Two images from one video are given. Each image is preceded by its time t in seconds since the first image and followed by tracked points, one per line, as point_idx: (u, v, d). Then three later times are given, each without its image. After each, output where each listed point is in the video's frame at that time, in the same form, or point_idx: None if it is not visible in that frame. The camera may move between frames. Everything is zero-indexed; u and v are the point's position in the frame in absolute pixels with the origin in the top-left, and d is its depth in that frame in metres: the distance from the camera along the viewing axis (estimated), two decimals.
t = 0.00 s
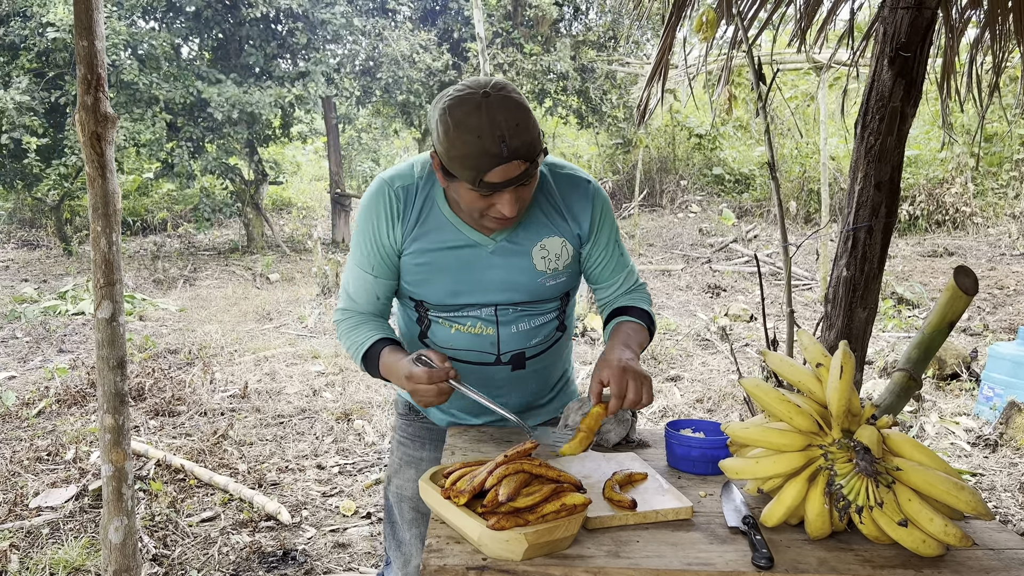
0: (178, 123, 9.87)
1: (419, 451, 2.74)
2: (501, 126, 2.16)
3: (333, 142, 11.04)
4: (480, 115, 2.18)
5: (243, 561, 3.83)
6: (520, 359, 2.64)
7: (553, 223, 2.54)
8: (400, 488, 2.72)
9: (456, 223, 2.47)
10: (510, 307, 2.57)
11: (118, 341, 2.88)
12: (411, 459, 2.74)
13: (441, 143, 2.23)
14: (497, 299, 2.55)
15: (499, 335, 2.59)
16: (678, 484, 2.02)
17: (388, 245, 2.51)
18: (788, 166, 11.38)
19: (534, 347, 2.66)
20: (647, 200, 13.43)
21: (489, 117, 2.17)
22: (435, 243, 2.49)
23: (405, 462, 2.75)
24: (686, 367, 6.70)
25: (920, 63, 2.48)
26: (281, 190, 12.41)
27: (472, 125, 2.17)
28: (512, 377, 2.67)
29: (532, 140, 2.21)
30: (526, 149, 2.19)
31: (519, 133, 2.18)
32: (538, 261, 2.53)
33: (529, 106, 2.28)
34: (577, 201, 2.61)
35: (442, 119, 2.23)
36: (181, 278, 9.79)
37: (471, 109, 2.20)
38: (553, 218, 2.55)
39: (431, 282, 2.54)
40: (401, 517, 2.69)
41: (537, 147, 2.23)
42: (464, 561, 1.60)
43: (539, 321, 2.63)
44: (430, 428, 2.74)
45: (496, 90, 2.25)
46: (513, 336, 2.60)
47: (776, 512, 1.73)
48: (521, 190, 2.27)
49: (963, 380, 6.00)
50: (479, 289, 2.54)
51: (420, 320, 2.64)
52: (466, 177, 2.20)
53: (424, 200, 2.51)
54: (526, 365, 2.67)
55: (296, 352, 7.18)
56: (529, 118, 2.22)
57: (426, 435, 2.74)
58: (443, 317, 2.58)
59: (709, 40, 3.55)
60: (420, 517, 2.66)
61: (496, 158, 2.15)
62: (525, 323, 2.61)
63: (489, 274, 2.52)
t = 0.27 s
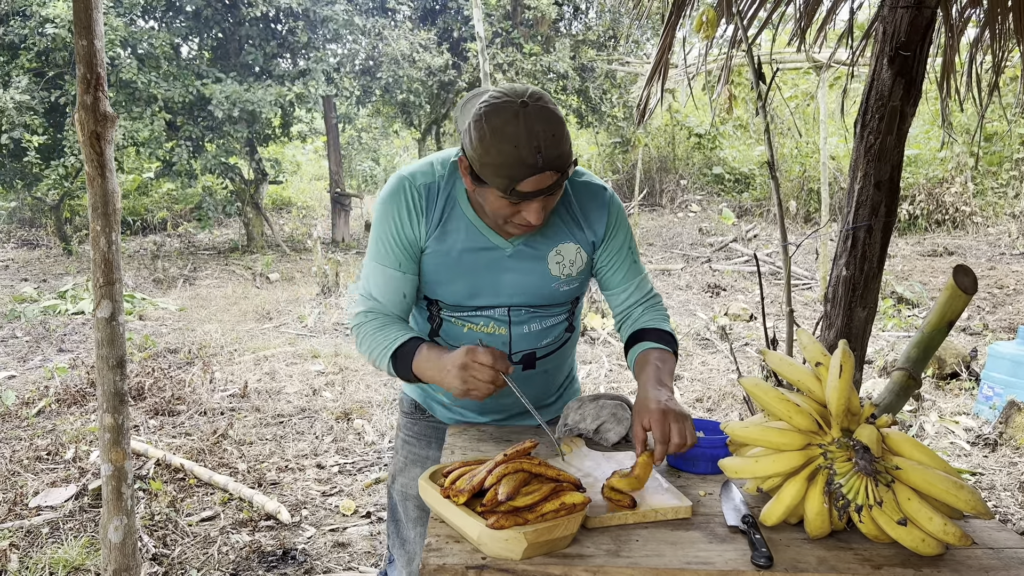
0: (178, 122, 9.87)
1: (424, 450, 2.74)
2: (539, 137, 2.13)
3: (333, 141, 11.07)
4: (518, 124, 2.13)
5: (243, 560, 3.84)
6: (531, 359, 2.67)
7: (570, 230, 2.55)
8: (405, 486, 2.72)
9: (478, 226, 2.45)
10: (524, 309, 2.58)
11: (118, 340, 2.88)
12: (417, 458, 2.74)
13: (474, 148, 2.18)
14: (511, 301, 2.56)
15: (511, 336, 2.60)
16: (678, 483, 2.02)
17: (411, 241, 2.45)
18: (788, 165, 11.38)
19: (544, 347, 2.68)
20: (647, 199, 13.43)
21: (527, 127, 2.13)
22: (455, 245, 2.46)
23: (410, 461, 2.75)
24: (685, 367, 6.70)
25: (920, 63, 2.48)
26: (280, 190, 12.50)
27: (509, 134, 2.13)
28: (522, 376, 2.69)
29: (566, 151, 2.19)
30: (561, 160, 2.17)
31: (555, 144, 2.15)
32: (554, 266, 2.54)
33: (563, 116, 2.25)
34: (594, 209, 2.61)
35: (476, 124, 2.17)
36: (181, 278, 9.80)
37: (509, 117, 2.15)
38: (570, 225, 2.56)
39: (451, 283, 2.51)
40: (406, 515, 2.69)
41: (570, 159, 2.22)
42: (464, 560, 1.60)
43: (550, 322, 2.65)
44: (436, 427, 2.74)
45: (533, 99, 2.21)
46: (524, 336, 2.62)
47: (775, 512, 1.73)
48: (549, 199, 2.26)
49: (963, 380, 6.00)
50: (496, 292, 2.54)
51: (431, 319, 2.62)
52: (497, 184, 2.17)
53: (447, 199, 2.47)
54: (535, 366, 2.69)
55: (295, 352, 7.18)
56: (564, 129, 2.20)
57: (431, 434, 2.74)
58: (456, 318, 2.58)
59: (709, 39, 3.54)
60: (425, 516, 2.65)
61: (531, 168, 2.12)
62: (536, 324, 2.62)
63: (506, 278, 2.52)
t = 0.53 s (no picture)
0: (178, 122, 9.86)
1: (427, 448, 2.72)
2: (552, 137, 2.12)
3: (333, 139, 11.09)
4: (534, 123, 2.12)
5: (242, 559, 3.84)
6: (534, 358, 2.65)
7: (577, 232, 2.56)
8: (406, 484, 2.71)
9: (487, 222, 2.46)
10: (529, 307, 2.57)
11: (117, 339, 2.88)
12: (419, 456, 2.72)
13: (488, 142, 2.18)
14: (517, 299, 2.55)
15: (515, 334, 2.59)
16: (678, 482, 2.02)
17: (414, 233, 2.45)
18: (788, 165, 11.38)
19: (548, 347, 2.67)
20: (647, 198, 13.43)
21: (542, 127, 2.12)
22: (462, 240, 2.46)
23: (412, 459, 2.74)
24: (685, 366, 6.70)
25: (919, 61, 2.48)
26: (281, 189, 12.37)
27: (523, 132, 2.12)
28: (525, 376, 2.67)
29: (578, 155, 2.18)
30: (571, 164, 2.17)
31: (568, 147, 2.15)
32: (560, 266, 2.55)
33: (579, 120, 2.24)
34: (602, 212, 2.62)
35: (493, 119, 2.16)
36: (181, 277, 9.79)
37: (525, 115, 2.14)
38: (577, 227, 2.57)
39: (455, 278, 2.51)
40: (408, 514, 2.67)
41: (581, 163, 2.21)
42: (462, 559, 1.60)
43: (555, 322, 2.64)
44: (438, 425, 2.72)
45: (551, 99, 2.20)
46: (529, 335, 2.61)
47: (774, 511, 1.73)
48: (555, 201, 2.25)
49: (963, 379, 6.00)
50: (501, 290, 2.53)
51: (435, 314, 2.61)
52: (506, 180, 2.17)
53: (456, 194, 2.47)
54: (539, 365, 2.68)
55: (295, 351, 7.18)
56: (579, 133, 2.19)
57: (433, 432, 2.72)
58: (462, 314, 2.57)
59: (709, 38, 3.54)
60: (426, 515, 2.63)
61: (541, 168, 2.12)
62: (541, 323, 2.61)
63: (511, 277, 2.52)
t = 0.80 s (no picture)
0: (178, 120, 9.86)
1: (424, 447, 2.75)
2: (527, 124, 2.12)
3: (333, 138, 11.10)
4: (510, 110, 2.14)
5: (242, 558, 3.84)
6: (527, 352, 2.63)
7: (571, 224, 2.55)
8: (404, 483, 2.73)
9: (479, 210, 2.49)
10: (521, 299, 2.58)
11: (117, 338, 2.88)
12: (416, 455, 2.75)
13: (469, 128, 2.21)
14: (510, 291, 2.56)
15: (508, 327, 2.60)
16: (677, 482, 2.02)
17: (400, 215, 2.52)
18: (787, 163, 11.38)
19: (542, 340, 2.65)
20: (647, 197, 13.42)
21: (518, 113, 2.13)
22: (451, 225, 2.50)
23: (409, 458, 2.76)
24: (685, 365, 6.70)
25: (919, 60, 2.48)
26: (280, 188, 12.59)
27: (500, 117, 2.14)
28: (519, 371, 2.65)
29: (557, 144, 2.17)
30: (548, 153, 2.15)
31: (545, 135, 2.14)
32: (554, 258, 2.55)
33: (563, 111, 2.24)
34: (597, 205, 2.61)
35: (475, 105, 2.20)
36: (180, 276, 9.78)
37: (504, 102, 2.16)
38: (572, 219, 2.56)
39: (441, 265, 2.54)
40: (406, 512, 2.70)
41: (561, 153, 2.19)
42: (462, 557, 1.60)
43: (548, 315, 2.64)
44: (434, 423, 2.73)
45: (533, 88, 2.21)
46: (522, 327, 2.61)
47: (774, 510, 1.73)
48: (534, 190, 2.24)
49: (963, 377, 6.01)
50: (492, 280, 2.55)
51: (429, 307, 2.62)
52: (483, 165, 2.18)
53: (449, 183, 2.52)
54: (533, 359, 2.66)
55: (295, 350, 7.18)
56: (560, 123, 2.18)
57: (430, 431, 2.74)
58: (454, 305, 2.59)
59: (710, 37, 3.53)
60: (424, 512, 2.66)
61: (515, 154, 2.12)
62: (533, 317, 2.61)
63: (501, 267, 2.53)
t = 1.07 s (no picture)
0: (177, 119, 9.86)
1: (417, 445, 2.75)
2: (511, 124, 2.11)
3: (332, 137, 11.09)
4: (494, 110, 2.14)
5: (242, 557, 3.84)
6: (515, 350, 2.65)
7: (556, 224, 2.54)
8: (399, 481, 2.72)
9: (466, 209, 2.50)
10: (507, 298, 2.59)
11: (116, 336, 2.88)
12: (410, 453, 2.75)
13: (455, 126, 2.21)
14: (496, 289, 2.57)
15: (495, 325, 2.62)
16: (677, 480, 2.02)
17: (388, 203, 2.50)
18: (787, 162, 11.38)
19: (530, 339, 2.66)
20: (647, 196, 13.42)
21: (501, 113, 2.13)
22: (439, 221, 2.51)
23: (403, 456, 2.75)
24: (684, 363, 6.70)
25: (919, 59, 2.48)
26: (280, 186, 12.56)
27: (484, 117, 2.14)
28: (507, 369, 2.67)
29: (541, 144, 2.16)
30: (532, 153, 2.15)
31: (528, 135, 2.13)
32: (540, 259, 2.54)
33: (549, 111, 2.23)
34: (583, 206, 2.58)
35: (461, 104, 2.20)
36: (180, 274, 9.78)
37: (488, 101, 2.17)
38: (557, 219, 2.55)
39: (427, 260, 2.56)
40: (400, 510, 2.68)
41: (546, 153, 2.19)
42: (461, 556, 1.60)
43: (535, 314, 2.65)
44: (428, 421, 2.74)
45: (518, 87, 2.21)
46: (508, 326, 2.62)
47: (773, 509, 1.73)
48: (519, 190, 2.24)
49: (962, 376, 6.01)
50: (477, 278, 2.56)
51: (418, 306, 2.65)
52: (468, 164, 2.18)
53: (439, 178, 2.53)
54: (521, 357, 2.67)
55: (295, 348, 7.18)
56: (545, 123, 2.17)
57: (424, 429, 2.75)
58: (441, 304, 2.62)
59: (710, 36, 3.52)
60: (419, 509, 2.65)
61: (498, 154, 2.12)
62: (520, 316, 2.63)
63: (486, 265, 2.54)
